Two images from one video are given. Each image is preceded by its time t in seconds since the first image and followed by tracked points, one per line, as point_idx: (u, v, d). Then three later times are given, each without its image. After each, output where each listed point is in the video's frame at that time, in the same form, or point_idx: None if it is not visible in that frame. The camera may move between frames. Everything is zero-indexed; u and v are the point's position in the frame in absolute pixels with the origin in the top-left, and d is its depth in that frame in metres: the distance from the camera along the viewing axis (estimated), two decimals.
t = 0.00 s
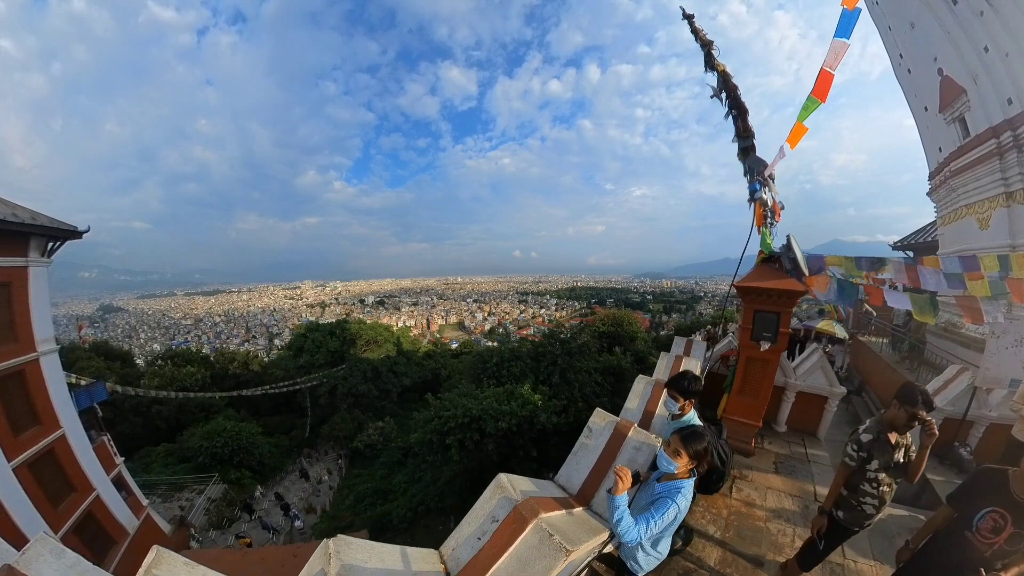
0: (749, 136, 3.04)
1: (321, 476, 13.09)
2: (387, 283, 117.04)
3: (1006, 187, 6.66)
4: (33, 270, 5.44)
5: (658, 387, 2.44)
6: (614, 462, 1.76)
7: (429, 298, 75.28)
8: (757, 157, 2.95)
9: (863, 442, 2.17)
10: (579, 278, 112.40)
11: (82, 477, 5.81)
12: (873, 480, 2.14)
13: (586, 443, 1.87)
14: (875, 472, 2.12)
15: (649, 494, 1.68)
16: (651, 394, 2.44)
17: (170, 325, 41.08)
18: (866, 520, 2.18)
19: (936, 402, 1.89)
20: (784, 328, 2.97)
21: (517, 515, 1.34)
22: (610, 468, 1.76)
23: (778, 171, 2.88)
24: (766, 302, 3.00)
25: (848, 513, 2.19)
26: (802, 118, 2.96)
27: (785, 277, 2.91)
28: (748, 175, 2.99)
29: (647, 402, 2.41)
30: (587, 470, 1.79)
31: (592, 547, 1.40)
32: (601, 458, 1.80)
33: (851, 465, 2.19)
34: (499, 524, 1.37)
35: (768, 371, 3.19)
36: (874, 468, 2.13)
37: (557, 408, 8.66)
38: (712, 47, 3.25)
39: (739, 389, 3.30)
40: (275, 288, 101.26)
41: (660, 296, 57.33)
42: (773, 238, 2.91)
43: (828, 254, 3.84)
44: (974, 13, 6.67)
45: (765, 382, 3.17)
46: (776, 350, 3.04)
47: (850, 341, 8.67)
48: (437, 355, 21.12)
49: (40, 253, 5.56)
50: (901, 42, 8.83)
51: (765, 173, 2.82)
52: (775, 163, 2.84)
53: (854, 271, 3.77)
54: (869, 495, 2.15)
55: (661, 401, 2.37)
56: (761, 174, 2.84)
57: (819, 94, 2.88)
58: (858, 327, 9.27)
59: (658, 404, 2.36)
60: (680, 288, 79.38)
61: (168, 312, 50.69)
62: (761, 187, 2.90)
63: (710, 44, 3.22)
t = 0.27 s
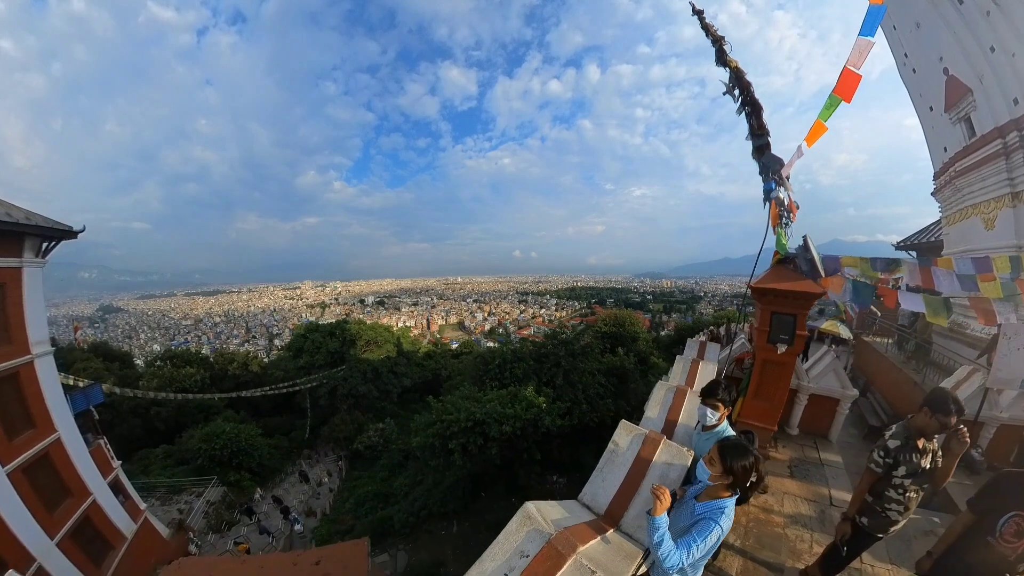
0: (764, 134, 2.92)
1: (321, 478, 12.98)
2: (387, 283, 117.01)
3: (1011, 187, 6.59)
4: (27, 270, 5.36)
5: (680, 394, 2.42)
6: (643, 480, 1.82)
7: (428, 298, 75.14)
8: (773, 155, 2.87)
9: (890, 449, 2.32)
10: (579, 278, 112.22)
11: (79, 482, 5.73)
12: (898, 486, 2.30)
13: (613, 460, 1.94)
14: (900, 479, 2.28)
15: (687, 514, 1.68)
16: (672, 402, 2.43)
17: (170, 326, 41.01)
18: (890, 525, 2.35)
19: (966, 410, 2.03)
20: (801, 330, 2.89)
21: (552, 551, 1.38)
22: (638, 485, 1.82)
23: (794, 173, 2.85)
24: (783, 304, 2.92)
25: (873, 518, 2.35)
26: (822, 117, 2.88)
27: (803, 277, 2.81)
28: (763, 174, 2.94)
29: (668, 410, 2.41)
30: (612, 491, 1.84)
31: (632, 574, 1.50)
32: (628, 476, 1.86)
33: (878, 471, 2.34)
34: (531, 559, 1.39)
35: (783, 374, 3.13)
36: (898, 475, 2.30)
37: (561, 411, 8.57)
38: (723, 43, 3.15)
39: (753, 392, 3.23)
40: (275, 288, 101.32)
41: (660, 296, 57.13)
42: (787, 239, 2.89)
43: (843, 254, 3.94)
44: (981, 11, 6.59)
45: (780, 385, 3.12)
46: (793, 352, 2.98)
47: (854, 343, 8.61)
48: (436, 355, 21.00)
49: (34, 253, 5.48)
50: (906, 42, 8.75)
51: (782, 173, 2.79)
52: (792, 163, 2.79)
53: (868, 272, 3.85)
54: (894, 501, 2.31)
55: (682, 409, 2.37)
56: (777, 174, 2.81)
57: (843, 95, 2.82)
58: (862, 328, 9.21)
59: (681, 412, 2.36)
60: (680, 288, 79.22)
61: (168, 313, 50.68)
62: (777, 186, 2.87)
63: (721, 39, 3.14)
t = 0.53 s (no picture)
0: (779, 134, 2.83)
1: (321, 480, 12.88)
2: (387, 283, 116.93)
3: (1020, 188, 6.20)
4: (21, 272, 5.27)
5: (704, 403, 2.41)
6: (679, 501, 1.89)
7: (428, 298, 75.04)
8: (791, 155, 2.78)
9: (919, 457, 2.25)
10: (580, 278, 112.03)
11: (75, 487, 5.64)
12: (927, 494, 2.20)
13: (647, 477, 2.00)
14: (929, 487, 2.19)
15: (732, 531, 1.76)
16: (696, 410, 2.41)
17: (170, 326, 40.94)
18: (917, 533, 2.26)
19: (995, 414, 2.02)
20: (817, 335, 2.91)
21: None
22: (672, 503, 1.89)
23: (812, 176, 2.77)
24: (801, 308, 2.92)
25: (899, 526, 2.26)
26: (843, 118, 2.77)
27: (819, 282, 2.80)
28: (778, 176, 2.85)
29: (693, 418, 2.37)
30: (646, 509, 1.92)
31: None
32: (663, 494, 1.93)
33: (906, 480, 2.27)
34: None
35: (799, 378, 3.16)
36: (929, 483, 2.21)
37: (566, 414, 8.50)
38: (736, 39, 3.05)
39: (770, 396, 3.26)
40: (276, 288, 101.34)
41: (660, 296, 56.97)
42: (803, 242, 2.83)
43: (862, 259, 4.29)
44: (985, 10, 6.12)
45: (796, 389, 3.15)
46: (809, 356, 3.01)
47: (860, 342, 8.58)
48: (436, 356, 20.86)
49: (28, 254, 5.38)
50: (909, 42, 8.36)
51: (799, 174, 2.72)
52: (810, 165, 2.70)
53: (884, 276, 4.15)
54: (922, 509, 2.22)
55: (707, 417, 2.33)
56: (794, 174, 2.73)
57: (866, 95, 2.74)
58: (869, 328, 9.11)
59: (706, 421, 2.32)
60: (681, 287, 79.09)
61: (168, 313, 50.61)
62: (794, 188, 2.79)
63: (735, 35, 3.05)
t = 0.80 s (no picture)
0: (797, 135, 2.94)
1: (322, 482, 12.80)
2: (387, 284, 116.79)
3: None
4: (15, 273, 5.19)
5: (732, 408, 2.26)
6: (719, 513, 1.78)
7: (429, 298, 75.00)
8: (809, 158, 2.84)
9: (940, 461, 2.18)
10: (580, 279, 111.99)
11: (72, 493, 5.55)
12: (947, 498, 2.15)
13: (684, 490, 1.85)
14: (949, 490, 2.14)
15: (776, 541, 1.77)
16: (723, 417, 2.27)
17: (169, 326, 40.84)
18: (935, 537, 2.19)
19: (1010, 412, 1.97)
20: (833, 339, 2.90)
21: None
22: (714, 516, 1.79)
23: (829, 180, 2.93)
24: (818, 312, 2.88)
25: (918, 529, 2.20)
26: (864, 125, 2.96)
27: (837, 286, 2.77)
28: (796, 178, 2.97)
29: (720, 425, 2.25)
30: (686, 524, 1.83)
31: None
32: (702, 508, 1.82)
33: (926, 482, 2.21)
34: None
35: (815, 381, 3.14)
36: (949, 487, 2.15)
37: (572, 416, 8.43)
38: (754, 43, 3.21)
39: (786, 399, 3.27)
40: (275, 288, 101.07)
41: (661, 296, 56.88)
42: (819, 245, 2.91)
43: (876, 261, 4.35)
44: (991, 12, 5.85)
45: (812, 392, 3.13)
46: (825, 360, 2.99)
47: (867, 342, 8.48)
48: (437, 356, 20.76)
49: (22, 255, 5.30)
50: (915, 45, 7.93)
51: (818, 176, 2.82)
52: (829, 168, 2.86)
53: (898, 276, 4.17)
54: (941, 512, 2.17)
55: (735, 425, 2.22)
56: (812, 176, 2.82)
57: (887, 104, 2.98)
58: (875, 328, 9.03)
59: (734, 429, 2.21)
60: (681, 287, 79.00)
61: (168, 313, 50.50)
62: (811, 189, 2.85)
63: (751, 36, 3.19)
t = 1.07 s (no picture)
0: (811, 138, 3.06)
1: (323, 484, 12.75)
2: (388, 283, 116.76)
3: None
4: (9, 274, 5.12)
5: (754, 412, 2.45)
6: (753, 515, 1.97)
7: (429, 298, 74.93)
8: (824, 160, 2.96)
9: (961, 458, 2.15)
10: (580, 278, 111.89)
11: (70, 498, 5.49)
12: (960, 495, 2.09)
13: (718, 497, 2.02)
14: (965, 486, 2.09)
15: (810, 542, 1.78)
16: (746, 420, 2.45)
17: (169, 327, 40.79)
18: (945, 533, 2.08)
19: None
20: (846, 341, 2.94)
21: None
22: (749, 519, 1.98)
23: (842, 182, 3.01)
24: (831, 314, 2.91)
25: (930, 520, 2.10)
26: (879, 126, 3.02)
27: (850, 288, 2.80)
28: (810, 180, 3.05)
29: (743, 428, 2.43)
30: (722, 528, 2.01)
31: None
32: (737, 512, 1.99)
33: (944, 476, 2.17)
34: None
35: (827, 381, 3.18)
36: (965, 484, 2.10)
37: (577, 418, 8.38)
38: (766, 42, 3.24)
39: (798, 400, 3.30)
40: (276, 288, 101.12)
41: (661, 296, 56.80)
42: (832, 248, 2.92)
43: (888, 263, 4.50)
44: (996, 15, 5.75)
45: (825, 392, 3.17)
46: (837, 360, 3.03)
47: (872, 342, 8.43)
48: (437, 356, 20.68)
49: (17, 256, 5.24)
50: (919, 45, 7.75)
51: (832, 180, 2.93)
52: (844, 170, 2.92)
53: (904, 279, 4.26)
54: (952, 508, 2.09)
55: (758, 429, 2.39)
56: (826, 180, 2.93)
57: (903, 105, 3.06)
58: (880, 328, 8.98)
59: (757, 433, 2.39)
60: (681, 287, 78.92)
61: (168, 314, 50.49)
62: (825, 193, 2.97)
63: (764, 37, 3.24)
